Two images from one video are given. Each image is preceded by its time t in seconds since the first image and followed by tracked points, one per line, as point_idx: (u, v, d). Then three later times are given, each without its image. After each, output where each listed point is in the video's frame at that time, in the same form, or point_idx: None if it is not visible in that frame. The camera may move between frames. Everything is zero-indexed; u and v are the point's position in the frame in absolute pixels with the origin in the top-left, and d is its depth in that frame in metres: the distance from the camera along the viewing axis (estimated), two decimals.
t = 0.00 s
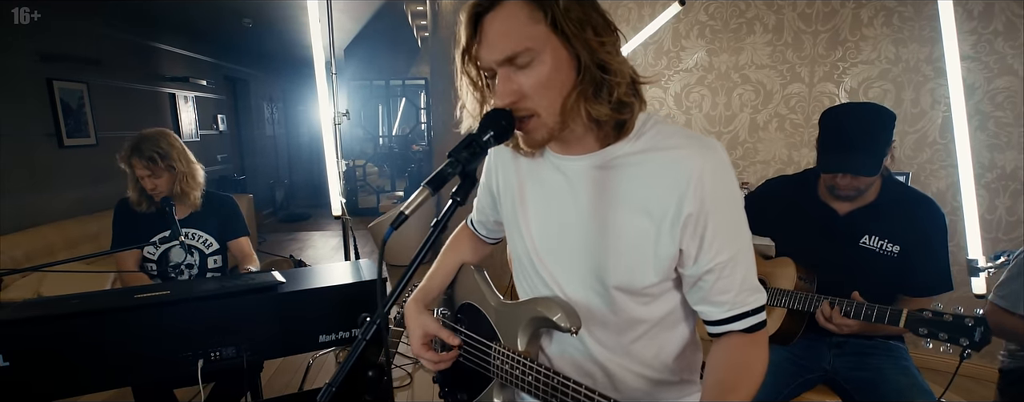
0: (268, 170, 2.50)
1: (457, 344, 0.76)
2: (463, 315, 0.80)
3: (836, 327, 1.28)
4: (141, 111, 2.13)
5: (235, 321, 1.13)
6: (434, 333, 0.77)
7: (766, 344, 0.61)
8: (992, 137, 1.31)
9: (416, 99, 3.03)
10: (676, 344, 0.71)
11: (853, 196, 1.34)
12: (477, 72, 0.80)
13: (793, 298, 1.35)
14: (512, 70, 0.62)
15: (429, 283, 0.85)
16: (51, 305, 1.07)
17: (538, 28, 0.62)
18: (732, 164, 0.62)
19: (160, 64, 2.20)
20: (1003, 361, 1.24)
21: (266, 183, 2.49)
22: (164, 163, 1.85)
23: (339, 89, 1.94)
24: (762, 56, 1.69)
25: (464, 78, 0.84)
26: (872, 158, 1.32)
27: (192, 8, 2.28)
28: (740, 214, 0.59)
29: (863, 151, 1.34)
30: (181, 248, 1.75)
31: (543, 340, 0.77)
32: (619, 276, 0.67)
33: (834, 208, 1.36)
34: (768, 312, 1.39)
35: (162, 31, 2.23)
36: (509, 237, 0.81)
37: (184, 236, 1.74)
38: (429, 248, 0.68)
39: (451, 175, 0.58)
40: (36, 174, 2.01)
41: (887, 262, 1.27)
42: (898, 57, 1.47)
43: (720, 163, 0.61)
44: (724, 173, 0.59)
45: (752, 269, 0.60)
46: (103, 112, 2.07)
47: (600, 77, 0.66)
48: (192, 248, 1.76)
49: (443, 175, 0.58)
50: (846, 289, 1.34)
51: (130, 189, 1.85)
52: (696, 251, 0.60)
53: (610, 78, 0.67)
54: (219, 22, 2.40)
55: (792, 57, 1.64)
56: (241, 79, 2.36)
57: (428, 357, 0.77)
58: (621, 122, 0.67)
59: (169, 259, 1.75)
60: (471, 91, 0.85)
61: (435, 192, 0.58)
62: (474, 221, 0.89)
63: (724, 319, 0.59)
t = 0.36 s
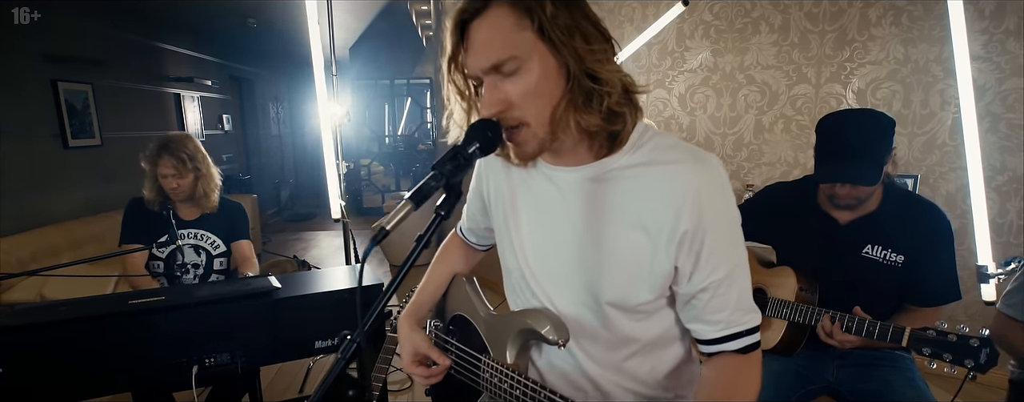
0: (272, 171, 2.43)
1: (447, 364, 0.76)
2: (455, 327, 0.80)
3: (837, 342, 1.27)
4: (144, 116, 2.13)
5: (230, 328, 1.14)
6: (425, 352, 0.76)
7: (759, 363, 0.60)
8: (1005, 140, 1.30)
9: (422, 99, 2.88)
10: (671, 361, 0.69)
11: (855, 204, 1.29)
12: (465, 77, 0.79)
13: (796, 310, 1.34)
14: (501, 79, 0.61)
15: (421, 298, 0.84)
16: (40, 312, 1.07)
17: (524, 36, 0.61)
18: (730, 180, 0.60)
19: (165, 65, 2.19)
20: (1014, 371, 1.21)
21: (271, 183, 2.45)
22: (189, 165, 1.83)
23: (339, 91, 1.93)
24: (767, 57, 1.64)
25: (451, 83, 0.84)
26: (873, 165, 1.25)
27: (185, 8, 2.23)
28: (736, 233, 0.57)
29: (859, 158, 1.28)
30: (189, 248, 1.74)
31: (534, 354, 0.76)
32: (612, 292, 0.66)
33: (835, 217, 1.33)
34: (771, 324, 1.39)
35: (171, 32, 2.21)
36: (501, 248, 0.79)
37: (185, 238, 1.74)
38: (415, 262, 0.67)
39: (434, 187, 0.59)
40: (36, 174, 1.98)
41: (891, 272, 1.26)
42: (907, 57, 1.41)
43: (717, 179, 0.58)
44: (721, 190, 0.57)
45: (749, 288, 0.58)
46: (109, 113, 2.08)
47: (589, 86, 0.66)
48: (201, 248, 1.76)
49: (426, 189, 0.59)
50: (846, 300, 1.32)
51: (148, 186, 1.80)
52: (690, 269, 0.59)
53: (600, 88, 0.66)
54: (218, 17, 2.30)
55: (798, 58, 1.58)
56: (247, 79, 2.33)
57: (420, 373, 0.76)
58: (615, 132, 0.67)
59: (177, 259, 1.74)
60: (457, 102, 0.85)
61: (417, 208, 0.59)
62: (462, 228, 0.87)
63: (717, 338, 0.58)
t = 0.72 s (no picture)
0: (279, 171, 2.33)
1: (436, 362, 0.73)
2: (446, 336, 0.77)
3: (843, 350, 1.23)
4: (154, 117, 2.08)
5: (225, 331, 1.13)
6: (415, 356, 0.74)
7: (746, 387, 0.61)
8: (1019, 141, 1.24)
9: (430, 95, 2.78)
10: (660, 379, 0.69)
11: (860, 210, 1.28)
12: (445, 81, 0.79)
13: (799, 317, 1.28)
14: (480, 80, 0.61)
15: (412, 305, 0.82)
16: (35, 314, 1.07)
17: (503, 34, 0.61)
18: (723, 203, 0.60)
19: (172, 64, 2.13)
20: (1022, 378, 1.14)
21: (278, 182, 2.36)
22: (202, 169, 1.76)
23: (339, 91, 1.91)
24: (774, 56, 1.67)
25: (431, 88, 0.83)
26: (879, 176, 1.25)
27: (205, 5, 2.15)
28: (727, 258, 0.58)
29: (858, 166, 1.28)
30: (190, 248, 1.71)
31: (525, 366, 0.73)
32: (601, 311, 0.65)
33: (842, 224, 1.31)
34: (772, 330, 1.32)
35: (179, 30, 2.16)
36: (489, 260, 0.78)
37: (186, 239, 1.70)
38: (399, 266, 0.66)
39: (413, 197, 0.57)
40: (43, 176, 1.93)
41: (897, 280, 1.23)
42: (918, 57, 1.43)
43: (710, 202, 0.58)
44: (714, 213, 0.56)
45: (737, 312, 0.60)
46: (115, 112, 2.02)
47: (572, 93, 0.64)
48: (200, 249, 1.72)
49: (405, 198, 0.57)
50: (853, 308, 1.29)
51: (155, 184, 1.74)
52: (682, 292, 0.59)
53: (582, 90, 0.65)
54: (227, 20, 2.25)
55: (807, 57, 1.61)
56: (253, 78, 2.24)
57: (410, 382, 0.74)
58: (598, 142, 0.66)
59: (177, 259, 1.72)
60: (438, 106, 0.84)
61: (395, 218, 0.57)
62: (455, 238, 0.86)
63: (707, 361, 0.59)
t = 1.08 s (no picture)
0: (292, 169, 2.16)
1: (432, 374, 0.72)
2: (443, 342, 0.77)
3: (857, 362, 1.24)
4: (167, 117, 1.97)
5: (223, 333, 1.14)
6: (409, 365, 0.74)
7: None
8: None
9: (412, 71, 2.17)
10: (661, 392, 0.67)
11: (876, 213, 1.23)
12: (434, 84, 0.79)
13: (810, 324, 1.30)
14: (467, 80, 0.60)
15: (407, 309, 0.81)
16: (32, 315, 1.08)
17: (489, 33, 0.60)
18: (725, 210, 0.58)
19: (185, 63, 2.01)
20: None
21: (291, 181, 2.18)
22: (211, 172, 1.81)
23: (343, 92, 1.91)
24: (789, 54, 1.54)
25: (419, 92, 0.84)
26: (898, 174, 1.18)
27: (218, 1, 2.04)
28: (730, 270, 0.56)
29: (879, 167, 1.20)
30: (195, 251, 1.78)
31: (519, 374, 0.73)
32: (597, 323, 0.64)
33: (857, 227, 1.27)
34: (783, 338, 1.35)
35: (193, 31, 2.03)
36: (483, 268, 0.77)
37: (191, 242, 1.77)
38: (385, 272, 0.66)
39: (397, 204, 0.57)
40: (58, 177, 1.89)
41: (916, 286, 1.20)
42: (938, 54, 1.28)
43: (712, 211, 0.56)
44: (714, 225, 0.55)
45: (741, 325, 0.58)
46: (128, 109, 1.93)
47: (562, 92, 0.63)
48: (205, 251, 1.79)
49: (389, 205, 0.57)
50: (862, 313, 1.27)
51: (161, 187, 1.81)
52: (681, 305, 0.57)
53: (572, 90, 0.64)
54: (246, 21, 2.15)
55: (820, 55, 1.47)
56: (265, 78, 2.11)
57: (404, 388, 0.72)
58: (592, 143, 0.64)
59: (182, 262, 1.78)
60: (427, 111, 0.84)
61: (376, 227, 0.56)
62: (452, 242, 0.84)
63: (708, 376, 0.57)
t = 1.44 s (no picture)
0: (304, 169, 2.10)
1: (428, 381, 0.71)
2: (439, 349, 0.75)
3: (875, 365, 1.16)
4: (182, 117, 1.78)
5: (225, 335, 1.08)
6: (404, 371, 0.72)
7: None
8: None
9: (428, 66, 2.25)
10: None
11: (903, 206, 1.17)
12: (432, 86, 0.76)
13: (826, 328, 1.23)
14: (466, 82, 0.57)
15: (404, 314, 0.79)
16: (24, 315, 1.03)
17: (490, 33, 0.57)
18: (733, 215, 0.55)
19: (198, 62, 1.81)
20: None
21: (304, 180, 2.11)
22: (208, 169, 1.70)
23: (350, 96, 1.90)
24: (806, 53, 1.72)
25: (415, 94, 0.81)
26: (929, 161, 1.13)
27: None
28: (736, 280, 0.53)
29: (915, 151, 1.15)
30: (197, 254, 1.67)
31: (515, 386, 0.70)
32: (596, 333, 0.61)
33: (881, 223, 1.20)
34: (795, 342, 1.28)
35: (207, 28, 1.85)
36: (481, 273, 0.75)
37: (193, 244, 1.67)
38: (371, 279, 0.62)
39: (379, 211, 0.55)
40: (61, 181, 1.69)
41: (938, 286, 1.14)
42: (961, 52, 1.38)
43: (718, 217, 0.53)
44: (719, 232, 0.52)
45: (748, 338, 0.55)
46: (144, 109, 1.73)
47: (566, 96, 0.61)
48: (207, 254, 1.69)
49: (372, 212, 0.55)
50: (887, 315, 1.20)
51: (161, 186, 1.69)
52: (683, 316, 0.54)
53: (577, 92, 0.62)
54: (252, 18, 1.99)
55: (839, 53, 1.64)
56: (282, 78, 1.99)
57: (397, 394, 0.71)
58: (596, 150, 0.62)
59: (184, 265, 1.67)
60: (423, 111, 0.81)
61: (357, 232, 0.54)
62: (451, 246, 0.83)
63: (713, 390, 0.54)
